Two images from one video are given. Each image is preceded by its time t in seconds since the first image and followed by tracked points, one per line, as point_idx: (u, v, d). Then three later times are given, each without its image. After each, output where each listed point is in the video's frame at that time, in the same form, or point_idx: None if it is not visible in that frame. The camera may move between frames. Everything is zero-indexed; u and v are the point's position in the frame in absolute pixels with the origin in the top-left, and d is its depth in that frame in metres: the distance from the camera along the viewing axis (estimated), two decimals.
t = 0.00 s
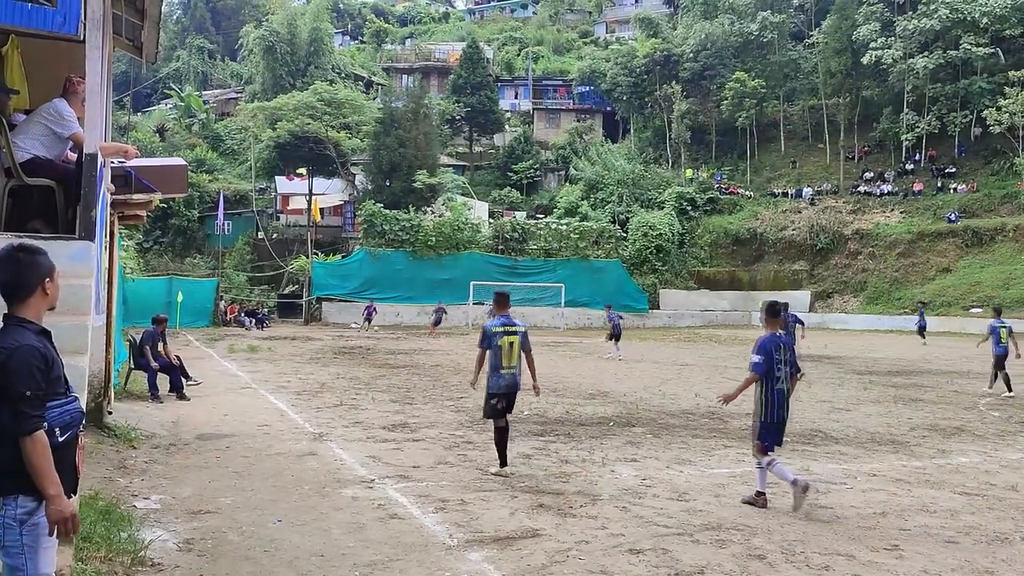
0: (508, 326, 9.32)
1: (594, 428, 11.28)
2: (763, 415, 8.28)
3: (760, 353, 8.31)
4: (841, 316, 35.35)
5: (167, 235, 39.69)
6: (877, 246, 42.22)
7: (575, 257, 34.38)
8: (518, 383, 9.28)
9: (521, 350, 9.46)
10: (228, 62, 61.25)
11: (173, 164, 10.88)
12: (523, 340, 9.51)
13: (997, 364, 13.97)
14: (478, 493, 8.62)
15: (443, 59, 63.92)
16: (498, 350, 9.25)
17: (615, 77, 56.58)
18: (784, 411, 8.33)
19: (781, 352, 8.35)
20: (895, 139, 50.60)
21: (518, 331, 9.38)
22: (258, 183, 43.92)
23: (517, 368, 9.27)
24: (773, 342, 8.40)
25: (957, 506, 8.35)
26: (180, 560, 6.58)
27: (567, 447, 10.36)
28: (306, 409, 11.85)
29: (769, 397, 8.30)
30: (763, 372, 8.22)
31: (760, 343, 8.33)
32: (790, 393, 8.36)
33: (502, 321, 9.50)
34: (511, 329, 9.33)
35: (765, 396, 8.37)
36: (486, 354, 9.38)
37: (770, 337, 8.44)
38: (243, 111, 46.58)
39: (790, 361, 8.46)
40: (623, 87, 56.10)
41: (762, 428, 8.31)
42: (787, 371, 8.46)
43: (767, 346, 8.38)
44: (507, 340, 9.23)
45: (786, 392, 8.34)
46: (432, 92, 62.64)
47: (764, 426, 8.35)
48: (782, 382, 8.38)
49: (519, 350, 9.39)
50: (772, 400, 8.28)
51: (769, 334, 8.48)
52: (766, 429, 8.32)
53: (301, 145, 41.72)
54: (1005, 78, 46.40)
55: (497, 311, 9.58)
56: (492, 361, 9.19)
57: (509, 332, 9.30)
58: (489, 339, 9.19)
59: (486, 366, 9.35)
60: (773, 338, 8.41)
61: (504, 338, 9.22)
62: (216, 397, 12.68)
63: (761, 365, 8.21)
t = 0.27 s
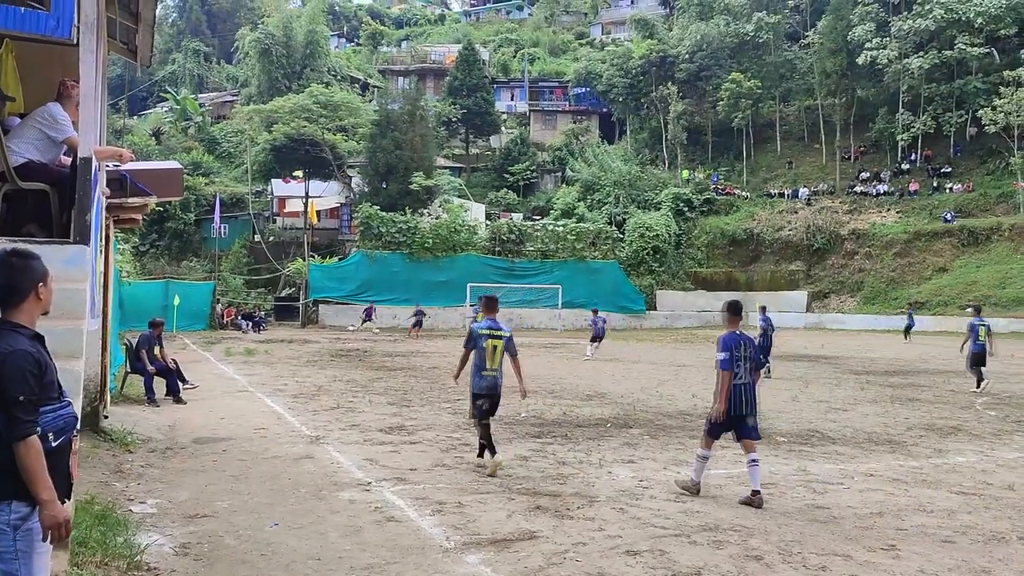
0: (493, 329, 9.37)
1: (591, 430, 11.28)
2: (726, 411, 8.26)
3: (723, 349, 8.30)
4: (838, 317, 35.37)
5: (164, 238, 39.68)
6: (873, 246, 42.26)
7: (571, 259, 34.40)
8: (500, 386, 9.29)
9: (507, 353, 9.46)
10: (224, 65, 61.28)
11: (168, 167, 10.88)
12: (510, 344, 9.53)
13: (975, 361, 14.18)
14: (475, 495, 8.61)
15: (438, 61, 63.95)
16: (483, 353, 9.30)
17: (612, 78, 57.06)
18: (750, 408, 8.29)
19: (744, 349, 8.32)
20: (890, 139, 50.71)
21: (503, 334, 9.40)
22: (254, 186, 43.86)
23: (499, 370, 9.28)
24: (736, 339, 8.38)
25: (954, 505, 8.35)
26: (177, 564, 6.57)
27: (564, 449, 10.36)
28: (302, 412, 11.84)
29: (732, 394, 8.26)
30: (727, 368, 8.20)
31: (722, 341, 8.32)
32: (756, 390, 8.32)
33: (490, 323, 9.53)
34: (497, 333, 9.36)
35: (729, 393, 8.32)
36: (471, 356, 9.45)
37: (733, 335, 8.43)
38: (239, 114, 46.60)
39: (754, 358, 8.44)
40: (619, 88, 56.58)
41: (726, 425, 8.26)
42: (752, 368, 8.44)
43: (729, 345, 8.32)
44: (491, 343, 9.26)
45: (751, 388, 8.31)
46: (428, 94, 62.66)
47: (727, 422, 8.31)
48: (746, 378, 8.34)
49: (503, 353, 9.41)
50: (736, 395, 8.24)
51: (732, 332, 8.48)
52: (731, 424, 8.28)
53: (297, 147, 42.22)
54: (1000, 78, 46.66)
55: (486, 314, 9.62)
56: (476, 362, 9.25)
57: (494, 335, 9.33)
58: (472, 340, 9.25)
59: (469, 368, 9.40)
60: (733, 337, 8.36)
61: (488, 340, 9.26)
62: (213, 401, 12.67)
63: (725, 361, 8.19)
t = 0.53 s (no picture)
0: (475, 328, 9.42)
1: (583, 430, 11.28)
2: (677, 407, 8.81)
3: (678, 349, 8.78)
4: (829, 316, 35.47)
5: (154, 241, 39.56)
6: (864, 246, 42.38)
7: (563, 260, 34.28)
8: (480, 382, 9.45)
9: (489, 351, 9.55)
10: (214, 68, 61.16)
11: (158, 170, 10.82)
12: (492, 344, 9.58)
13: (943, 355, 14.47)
14: (466, 497, 8.61)
15: (429, 63, 63.86)
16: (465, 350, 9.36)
17: (601, 79, 57.23)
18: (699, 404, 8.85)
19: (697, 349, 8.84)
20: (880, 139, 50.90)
21: (485, 333, 9.46)
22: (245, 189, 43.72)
23: (480, 368, 9.41)
24: (690, 339, 8.87)
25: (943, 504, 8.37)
26: (165, 569, 6.54)
27: (555, 450, 10.36)
28: (293, 415, 11.83)
29: (684, 391, 8.80)
30: (679, 368, 8.71)
31: (677, 340, 8.81)
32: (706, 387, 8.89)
33: (472, 321, 9.60)
34: (479, 331, 9.42)
35: (680, 390, 8.86)
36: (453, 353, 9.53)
37: (689, 334, 8.91)
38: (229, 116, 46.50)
39: (706, 357, 8.95)
40: (609, 90, 57.12)
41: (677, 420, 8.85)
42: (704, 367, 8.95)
43: (684, 344, 8.81)
44: (473, 342, 9.32)
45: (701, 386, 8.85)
46: (419, 97, 62.63)
47: (677, 418, 8.88)
48: (697, 376, 8.88)
49: (485, 351, 9.48)
50: (688, 392, 8.78)
51: (688, 332, 8.96)
52: (681, 419, 8.85)
53: (288, 151, 41.68)
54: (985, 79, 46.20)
55: (468, 311, 9.66)
56: (457, 360, 9.33)
57: (476, 334, 9.39)
58: (454, 339, 9.33)
59: (449, 365, 9.58)
60: (690, 336, 8.85)
61: (470, 339, 9.33)
62: (204, 404, 12.64)
63: (678, 360, 8.71)
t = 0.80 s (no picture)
0: (443, 330, 9.50)
1: (565, 431, 11.28)
2: (637, 405, 8.82)
3: (631, 348, 8.83)
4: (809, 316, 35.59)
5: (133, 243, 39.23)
6: (844, 246, 42.65)
7: (545, 261, 34.33)
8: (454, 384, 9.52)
9: (459, 352, 9.67)
10: (195, 69, 60.80)
11: (136, 171, 10.76)
12: (461, 344, 9.69)
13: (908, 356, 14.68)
14: (449, 498, 8.59)
15: (411, 64, 63.75)
16: (436, 354, 9.46)
17: (584, 80, 57.75)
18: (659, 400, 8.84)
19: (651, 347, 8.85)
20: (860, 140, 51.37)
21: (454, 335, 9.56)
22: (225, 190, 43.33)
23: (452, 369, 9.48)
24: (645, 337, 8.89)
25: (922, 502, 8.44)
26: (144, 573, 6.49)
27: (537, 451, 10.36)
28: (275, 417, 11.76)
29: (642, 387, 8.80)
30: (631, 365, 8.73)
31: (630, 339, 8.86)
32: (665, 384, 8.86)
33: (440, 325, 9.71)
34: (447, 333, 9.52)
35: (640, 388, 8.86)
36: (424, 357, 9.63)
37: (644, 333, 8.92)
38: (210, 117, 46.25)
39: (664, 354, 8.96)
40: (591, 91, 57.38)
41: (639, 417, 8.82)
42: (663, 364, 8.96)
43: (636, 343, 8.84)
44: (443, 344, 9.42)
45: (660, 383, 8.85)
46: (401, 98, 62.52)
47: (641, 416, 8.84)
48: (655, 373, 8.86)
49: (455, 352, 9.59)
50: (646, 389, 8.76)
51: (644, 331, 8.99)
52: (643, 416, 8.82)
53: (269, 151, 42.35)
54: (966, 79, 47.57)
55: (436, 315, 9.78)
56: (429, 364, 9.42)
57: (445, 337, 9.48)
58: (424, 342, 9.41)
59: (420, 368, 9.60)
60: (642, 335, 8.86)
61: (440, 342, 9.41)
62: (185, 407, 12.55)
63: (628, 357, 8.74)
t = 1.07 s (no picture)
0: (403, 328, 9.62)
1: (537, 432, 11.30)
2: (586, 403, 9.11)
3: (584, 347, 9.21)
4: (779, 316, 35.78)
5: (101, 244, 38.72)
6: (813, 248, 43.05)
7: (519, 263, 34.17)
8: (415, 378, 9.65)
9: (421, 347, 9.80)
10: (164, 68, 60.17)
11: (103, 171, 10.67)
12: (421, 340, 9.83)
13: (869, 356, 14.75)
14: (420, 500, 8.58)
15: (383, 64, 63.54)
16: (396, 350, 9.59)
17: (557, 82, 57.89)
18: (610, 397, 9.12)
19: (602, 347, 9.19)
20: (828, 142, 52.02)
21: (415, 331, 9.71)
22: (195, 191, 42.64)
23: (413, 365, 9.59)
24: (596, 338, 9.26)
25: (888, 500, 8.56)
26: None
27: (509, 452, 10.36)
28: (245, 420, 11.67)
29: (590, 385, 9.12)
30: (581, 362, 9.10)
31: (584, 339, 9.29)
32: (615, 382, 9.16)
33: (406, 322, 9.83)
34: (408, 330, 9.64)
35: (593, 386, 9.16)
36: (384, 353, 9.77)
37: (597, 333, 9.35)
38: (180, 117, 45.83)
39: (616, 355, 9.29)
40: (564, 93, 57.41)
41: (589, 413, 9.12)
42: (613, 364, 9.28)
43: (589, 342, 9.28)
44: (403, 341, 9.54)
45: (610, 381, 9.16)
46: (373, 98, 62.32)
47: (591, 412, 9.15)
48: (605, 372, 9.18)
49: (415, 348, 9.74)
50: (593, 385, 9.09)
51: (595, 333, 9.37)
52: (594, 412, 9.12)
53: (240, 151, 42.12)
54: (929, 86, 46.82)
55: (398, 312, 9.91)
56: (389, 360, 9.56)
57: (405, 333, 9.61)
58: (384, 338, 9.53)
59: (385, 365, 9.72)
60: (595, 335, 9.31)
61: (400, 339, 9.54)
62: (153, 410, 12.41)
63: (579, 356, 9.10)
